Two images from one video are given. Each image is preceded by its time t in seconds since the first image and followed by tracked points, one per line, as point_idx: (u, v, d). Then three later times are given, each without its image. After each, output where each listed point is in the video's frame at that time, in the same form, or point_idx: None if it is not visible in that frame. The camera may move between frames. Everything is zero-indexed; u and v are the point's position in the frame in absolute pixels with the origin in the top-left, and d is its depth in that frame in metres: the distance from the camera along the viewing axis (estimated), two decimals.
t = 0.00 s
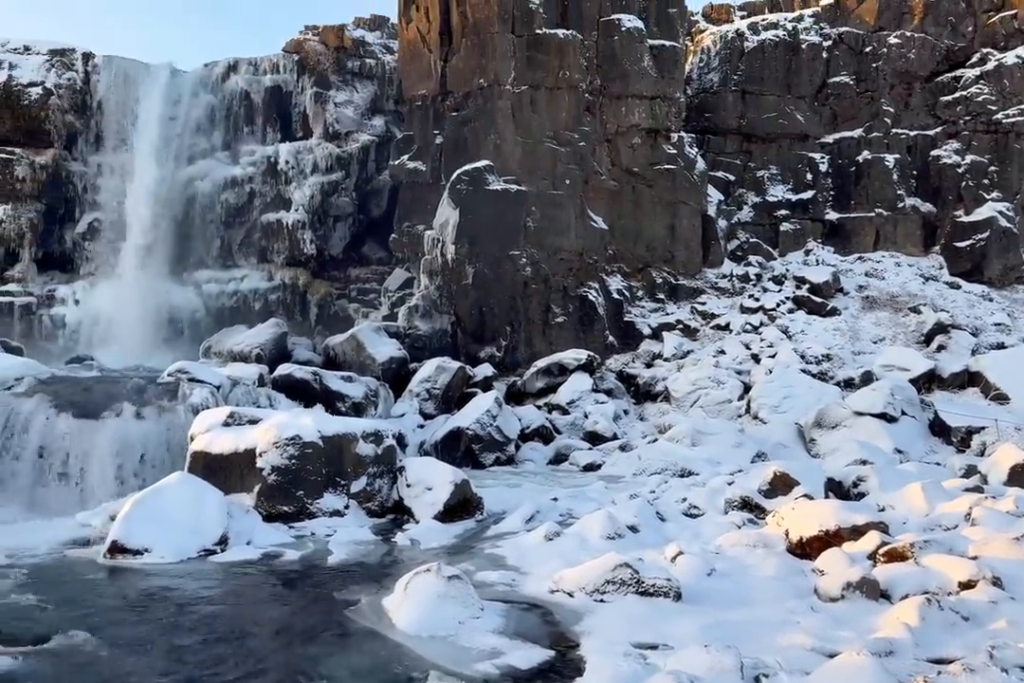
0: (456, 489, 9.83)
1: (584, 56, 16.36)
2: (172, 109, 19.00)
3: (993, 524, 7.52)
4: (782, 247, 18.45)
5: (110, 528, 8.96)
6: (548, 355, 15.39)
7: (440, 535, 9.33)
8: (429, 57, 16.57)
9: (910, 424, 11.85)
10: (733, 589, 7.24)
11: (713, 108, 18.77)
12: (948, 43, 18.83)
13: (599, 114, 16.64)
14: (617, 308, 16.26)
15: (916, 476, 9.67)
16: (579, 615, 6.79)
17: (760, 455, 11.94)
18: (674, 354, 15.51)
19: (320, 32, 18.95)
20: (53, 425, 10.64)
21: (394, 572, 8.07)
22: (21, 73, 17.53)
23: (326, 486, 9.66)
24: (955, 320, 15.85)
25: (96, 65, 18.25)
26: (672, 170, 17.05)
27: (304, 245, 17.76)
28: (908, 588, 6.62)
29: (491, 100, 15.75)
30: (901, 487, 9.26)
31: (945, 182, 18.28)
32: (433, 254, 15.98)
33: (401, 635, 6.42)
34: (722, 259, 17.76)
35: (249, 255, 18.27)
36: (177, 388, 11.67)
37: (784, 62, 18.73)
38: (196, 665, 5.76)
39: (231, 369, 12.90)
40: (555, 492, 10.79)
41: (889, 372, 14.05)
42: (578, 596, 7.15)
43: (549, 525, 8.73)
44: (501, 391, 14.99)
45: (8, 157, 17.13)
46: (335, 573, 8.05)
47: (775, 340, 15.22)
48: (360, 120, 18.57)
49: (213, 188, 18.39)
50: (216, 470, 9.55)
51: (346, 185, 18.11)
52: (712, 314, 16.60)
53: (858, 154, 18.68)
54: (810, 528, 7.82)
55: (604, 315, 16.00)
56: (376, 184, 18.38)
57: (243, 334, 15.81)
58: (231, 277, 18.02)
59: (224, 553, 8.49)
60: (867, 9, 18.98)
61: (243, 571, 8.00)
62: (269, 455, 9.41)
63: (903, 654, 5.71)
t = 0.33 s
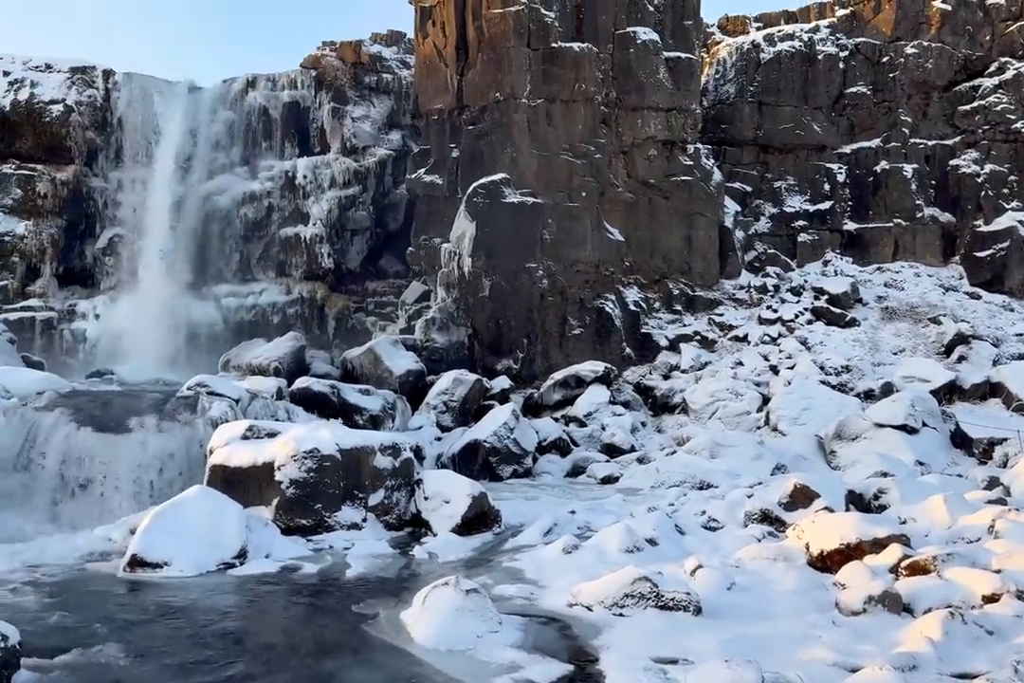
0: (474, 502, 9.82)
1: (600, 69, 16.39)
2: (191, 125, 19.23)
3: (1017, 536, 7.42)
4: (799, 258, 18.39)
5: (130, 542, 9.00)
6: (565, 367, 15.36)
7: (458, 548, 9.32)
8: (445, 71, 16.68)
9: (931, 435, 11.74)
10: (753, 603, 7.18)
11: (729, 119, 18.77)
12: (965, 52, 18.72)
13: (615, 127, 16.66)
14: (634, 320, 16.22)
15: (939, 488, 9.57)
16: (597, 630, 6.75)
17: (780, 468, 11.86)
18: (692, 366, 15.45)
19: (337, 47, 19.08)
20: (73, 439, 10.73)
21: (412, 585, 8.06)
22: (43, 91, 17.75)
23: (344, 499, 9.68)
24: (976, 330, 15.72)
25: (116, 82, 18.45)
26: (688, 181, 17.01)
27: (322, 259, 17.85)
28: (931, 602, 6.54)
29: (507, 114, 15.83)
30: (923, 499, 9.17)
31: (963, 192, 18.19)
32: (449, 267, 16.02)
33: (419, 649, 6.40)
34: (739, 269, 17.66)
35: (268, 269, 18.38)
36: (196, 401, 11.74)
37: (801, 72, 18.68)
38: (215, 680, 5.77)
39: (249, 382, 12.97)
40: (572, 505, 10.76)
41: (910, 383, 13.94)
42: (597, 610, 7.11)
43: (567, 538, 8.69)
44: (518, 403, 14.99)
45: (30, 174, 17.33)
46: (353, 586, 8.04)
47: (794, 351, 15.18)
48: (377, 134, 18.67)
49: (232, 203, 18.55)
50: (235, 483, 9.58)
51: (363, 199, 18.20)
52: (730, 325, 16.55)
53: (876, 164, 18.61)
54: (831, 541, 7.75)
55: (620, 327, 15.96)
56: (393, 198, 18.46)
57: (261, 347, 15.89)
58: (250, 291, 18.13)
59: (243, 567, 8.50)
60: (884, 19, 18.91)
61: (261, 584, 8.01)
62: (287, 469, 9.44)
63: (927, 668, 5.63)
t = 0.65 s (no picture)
0: (495, 511, 9.83)
1: (618, 78, 16.42)
2: (213, 138, 19.35)
3: None
4: (822, 265, 18.34)
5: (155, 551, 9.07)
6: (586, 376, 15.32)
7: (479, 557, 9.32)
8: (465, 82, 16.75)
9: (956, 443, 11.61)
10: (777, 613, 7.13)
11: (750, 127, 18.67)
12: (987, 57, 18.60)
13: (634, 135, 16.66)
14: (655, 328, 16.17)
15: (965, 497, 9.46)
16: (620, 640, 6.72)
17: (803, 476, 11.77)
18: (714, 374, 15.38)
19: (357, 59, 19.18)
20: (98, 450, 10.78)
21: (434, 595, 8.07)
22: (67, 105, 17.98)
23: (365, 508, 9.70)
24: (1001, 337, 15.56)
25: (139, 96, 18.61)
26: (708, 189, 16.97)
27: (343, 269, 17.95)
28: (958, 612, 6.46)
29: (526, 124, 15.85)
30: (949, 508, 9.07)
31: (987, 197, 18.09)
32: (469, 277, 16.05)
33: (441, 659, 6.40)
34: (761, 277, 17.61)
35: (289, 280, 18.50)
36: (219, 411, 11.82)
37: (821, 79, 18.62)
38: None
39: (271, 392, 13.05)
40: (594, 514, 10.73)
41: (935, 390, 13.67)
42: (619, 620, 7.08)
43: (589, 547, 8.66)
44: (539, 412, 14.99)
45: (55, 187, 17.55)
46: (376, 596, 8.06)
47: (817, 358, 15.08)
48: (397, 145, 18.75)
49: (254, 215, 18.73)
50: (258, 493, 9.63)
51: (383, 210, 18.30)
52: (751, 333, 16.47)
53: (899, 170, 18.43)
54: (855, 550, 7.68)
55: (641, 335, 15.92)
56: (413, 208, 18.57)
57: (284, 357, 15.99)
58: (272, 301, 18.26)
59: (266, 576, 8.55)
60: (905, 24, 18.79)
61: (284, 594, 8.04)
62: (310, 478, 9.48)
63: (954, 679, 5.55)
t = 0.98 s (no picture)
0: (519, 517, 9.82)
1: (641, 83, 16.40)
2: (240, 148, 19.52)
3: None
4: (848, 269, 18.12)
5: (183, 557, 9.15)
6: (610, 381, 15.28)
7: (504, 563, 9.32)
8: (487, 89, 16.81)
9: (987, 448, 11.45)
10: (806, 620, 7.06)
11: (774, 130, 18.61)
12: (1015, 58, 18.39)
13: (657, 140, 16.63)
14: (679, 333, 16.10)
15: (996, 502, 9.32)
16: (647, 647, 6.69)
17: (831, 482, 11.66)
18: (739, 379, 15.28)
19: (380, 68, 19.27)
20: (126, 456, 10.93)
21: (460, 601, 8.07)
22: (96, 116, 18.25)
23: (390, 514, 9.72)
24: None
25: (166, 107, 18.83)
26: (732, 193, 16.88)
27: (367, 276, 18.01)
28: (990, 619, 6.37)
29: (549, 130, 15.92)
30: (980, 514, 8.95)
31: (1017, 199, 17.87)
32: (493, 283, 16.10)
33: (467, 666, 6.40)
34: (786, 281, 17.38)
35: (315, 288, 18.63)
36: (246, 418, 11.92)
37: (846, 82, 18.51)
38: None
39: (297, 399, 13.13)
40: (620, 520, 10.70)
41: (964, 395, 13.62)
42: (646, 627, 7.05)
43: (614, 554, 8.63)
44: (563, 418, 14.99)
45: (84, 198, 17.81)
46: (401, 602, 8.07)
47: (844, 363, 14.91)
48: (420, 153, 18.84)
49: (280, 223, 18.88)
50: (285, 499, 9.69)
51: (407, 217, 18.41)
52: (778, 338, 16.34)
53: (925, 172, 18.25)
54: (885, 557, 7.60)
55: (665, 341, 15.85)
56: (436, 216, 18.64)
57: (309, 364, 16.09)
58: (297, 309, 18.40)
59: (293, 582, 8.59)
60: (931, 25, 18.63)
61: (311, 600, 8.08)
62: (336, 484, 9.53)
63: None
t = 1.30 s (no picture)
0: (545, 520, 9.81)
1: (664, 84, 16.35)
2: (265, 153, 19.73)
3: None
4: (877, 269, 17.90)
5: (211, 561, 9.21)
6: (635, 385, 15.22)
7: (530, 567, 9.31)
8: (511, 93, 16.83)
9: (1018, 450, 11.29)
10: (836, 625, 6.99)
11: (800, 130, 18.48)
12: None
13: (681, 142, 16.56)
14: (704, 335, 16.01)
15: None
16: (675, 652, 6.65)
17: (860, 486, 11.54)
18: (766, 382, 15.15)
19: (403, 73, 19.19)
20: (156, 460, 11.03)
21: (486, 605, 8.06)
22: (123, 124, 18.45)
23: (416, 518, 9.75)
24: None
25: (193, 114, 18.99)
26: (758, 195, 16.76)
27: (391, 281, 18.08)
28: None
29: (572, 133, 15.88)
30: (1012, 518, 8.82)
31: None
32: (516, 286, 16.10)
33: (494, 669, 6.39)
34: (813, 282, 17.25)
35: (340, 292, 18.71)
36: (273, 423, 12.01)
37: (872, 82, 18.32)
38: None
39: (322, 403, 13.20)
40: (646, 524, 10.65)
41: (995, 397, 13.42)
42: (673, 632, 7.00)
43: (641, 558, 8.59)
44: (588, 421, 14.95)
45: (112, 204, 18.02)
46: (428, 606, 8.08)
47: (872, 365, 14.72)
48: (444, 157, 18.88)
49: (305, 229, 19.00)
50: (311, 503, 9.73)
51: (431, 221, 18.46)
52: (805, 340, 16.21)
53: (954, 172, 18.03)
54: (915, 561, 7.51)
55: (691, 343, 15.75)
56: (459, 220, 18.73)
57: (335, 368, 16.16)
58: (322, 313, 18.51)
59: (320, 585, 8.63)
60: (958, 24, 18.40)
61: (338, 603, 8.10)
62: (362, 488, 9.57)
63: None
